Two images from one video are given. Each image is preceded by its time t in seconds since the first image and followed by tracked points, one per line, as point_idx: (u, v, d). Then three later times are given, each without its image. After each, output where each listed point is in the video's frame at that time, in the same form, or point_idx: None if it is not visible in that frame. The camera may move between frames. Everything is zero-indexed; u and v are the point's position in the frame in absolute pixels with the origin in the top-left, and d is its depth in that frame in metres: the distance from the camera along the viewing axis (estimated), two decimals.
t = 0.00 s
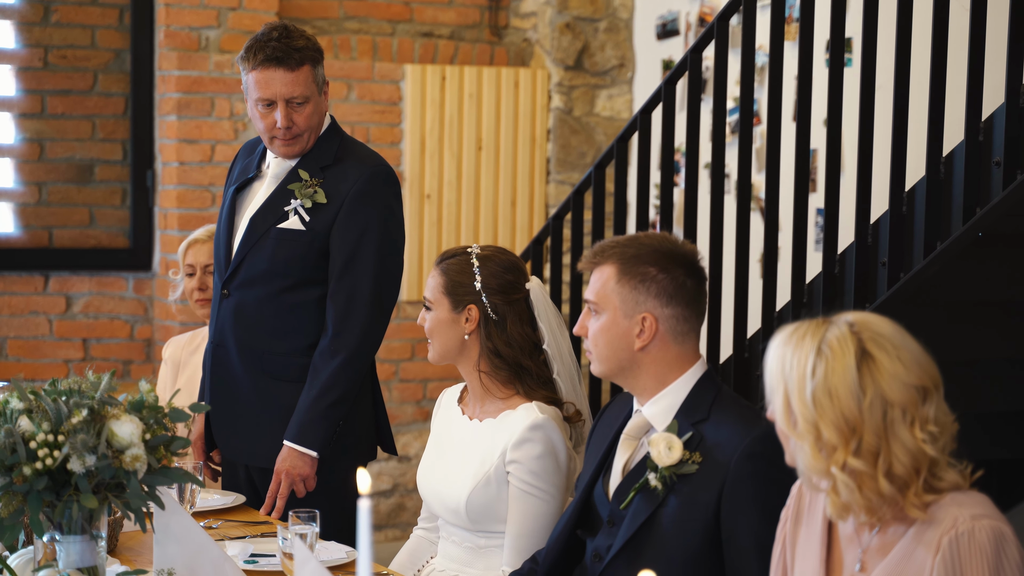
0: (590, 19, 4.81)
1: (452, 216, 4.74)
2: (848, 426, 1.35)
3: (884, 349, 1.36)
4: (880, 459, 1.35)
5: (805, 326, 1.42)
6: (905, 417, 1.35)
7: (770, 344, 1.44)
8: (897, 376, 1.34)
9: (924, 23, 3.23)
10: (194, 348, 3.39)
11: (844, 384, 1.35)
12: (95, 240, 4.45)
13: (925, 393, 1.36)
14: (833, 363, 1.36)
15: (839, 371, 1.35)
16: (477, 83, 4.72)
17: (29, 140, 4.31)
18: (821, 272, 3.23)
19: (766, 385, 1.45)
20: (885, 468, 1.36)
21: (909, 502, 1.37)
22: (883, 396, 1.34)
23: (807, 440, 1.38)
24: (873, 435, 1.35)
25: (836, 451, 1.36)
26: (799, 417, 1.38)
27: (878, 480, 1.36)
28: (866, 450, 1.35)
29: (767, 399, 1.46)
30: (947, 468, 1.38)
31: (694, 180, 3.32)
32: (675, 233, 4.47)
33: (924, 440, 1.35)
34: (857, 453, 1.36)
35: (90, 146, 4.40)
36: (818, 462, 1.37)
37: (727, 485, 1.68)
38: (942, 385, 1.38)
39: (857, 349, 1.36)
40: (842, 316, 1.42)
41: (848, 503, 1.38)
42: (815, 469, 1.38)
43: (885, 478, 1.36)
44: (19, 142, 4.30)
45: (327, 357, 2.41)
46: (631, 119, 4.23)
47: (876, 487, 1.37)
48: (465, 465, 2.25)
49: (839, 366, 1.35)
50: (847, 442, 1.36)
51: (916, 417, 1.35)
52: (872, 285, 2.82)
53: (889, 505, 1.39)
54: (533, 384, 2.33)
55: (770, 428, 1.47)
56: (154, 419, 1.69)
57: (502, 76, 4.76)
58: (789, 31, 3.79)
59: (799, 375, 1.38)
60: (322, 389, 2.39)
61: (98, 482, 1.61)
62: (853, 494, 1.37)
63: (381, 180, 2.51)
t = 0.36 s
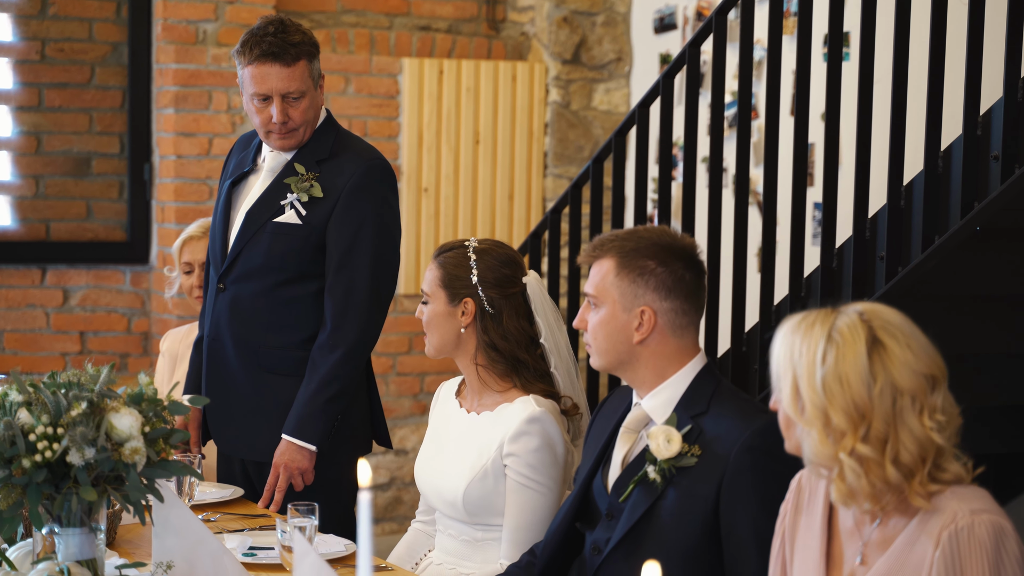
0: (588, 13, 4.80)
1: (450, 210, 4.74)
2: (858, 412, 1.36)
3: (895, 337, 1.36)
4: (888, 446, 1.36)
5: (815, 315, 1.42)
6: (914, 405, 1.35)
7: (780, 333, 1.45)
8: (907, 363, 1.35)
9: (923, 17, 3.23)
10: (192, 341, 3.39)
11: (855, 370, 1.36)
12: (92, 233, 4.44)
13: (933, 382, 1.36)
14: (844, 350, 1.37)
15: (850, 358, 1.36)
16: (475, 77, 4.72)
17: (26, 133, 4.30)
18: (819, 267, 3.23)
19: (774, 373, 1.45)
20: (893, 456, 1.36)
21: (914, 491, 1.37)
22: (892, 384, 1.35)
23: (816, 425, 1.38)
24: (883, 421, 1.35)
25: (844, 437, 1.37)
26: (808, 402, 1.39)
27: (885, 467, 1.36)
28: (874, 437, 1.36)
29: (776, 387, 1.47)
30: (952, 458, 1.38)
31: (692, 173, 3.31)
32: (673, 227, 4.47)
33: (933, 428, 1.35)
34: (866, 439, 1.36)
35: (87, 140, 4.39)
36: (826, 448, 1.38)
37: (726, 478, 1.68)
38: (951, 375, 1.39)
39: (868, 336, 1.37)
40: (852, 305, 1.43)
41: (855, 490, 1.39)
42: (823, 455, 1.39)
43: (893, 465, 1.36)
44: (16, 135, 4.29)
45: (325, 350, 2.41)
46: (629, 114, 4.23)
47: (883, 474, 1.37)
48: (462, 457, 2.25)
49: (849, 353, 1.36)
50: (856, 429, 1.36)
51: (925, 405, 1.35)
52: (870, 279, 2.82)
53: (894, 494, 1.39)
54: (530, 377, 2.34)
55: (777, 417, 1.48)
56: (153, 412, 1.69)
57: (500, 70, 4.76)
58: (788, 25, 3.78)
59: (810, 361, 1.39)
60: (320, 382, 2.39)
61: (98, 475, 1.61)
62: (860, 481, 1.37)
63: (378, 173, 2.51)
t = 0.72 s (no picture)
0: (585, 6, 4.80)
1: (447, 202, 4.73)
2: (878, 393, 1.37)
3: (921, 324, 1.37)
4: (906, 430, 1.37)
5: (838, 297, 1.43)
6: (933, 391, 1.36)
7: (801, 313, 1.45)
8: (933, 350, 1.36)
9: (920, 11, 3.24)
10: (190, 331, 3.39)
11: (880, 352, 1.37)
12: (89, 224, 4.43)
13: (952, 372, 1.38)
14: (869, 332, 1.38)
15: (876, 340, 1.37)
16: (473, 69, 4.72)
17: (24, 124, 4.29)
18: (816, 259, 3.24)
19: (793, 352, 1.46)
20: (910, 440, 1.37)
21: (925, 479, 1.38)
22: (916, 369, 1.36)
23: (835, 404, 1.39)
24: (904, 404, 1.36)
25: (863, 417, 1.38)
26: (830, 380, 1.39)
27: (902, 449, 1.37)
28: (893, 419, 1.37)
29: (792, 367, 1.48)
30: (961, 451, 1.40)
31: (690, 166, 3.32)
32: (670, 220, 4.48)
33: (950, 417, 1.36)
34: (885, 421, 1.37)
35: (84, 131, 4.38)
36: (844, 427, 1.39)
37: (725, 469, 1.68)
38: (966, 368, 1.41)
39: (895, 320, 1.38)
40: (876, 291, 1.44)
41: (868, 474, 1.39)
42: (840, 434, 1.39)
43: (909, 449, 1.37)
44: (13, 126, 4.28)
45: (322, 341, 2.41)
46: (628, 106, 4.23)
47: (899, 458, 1.38)
48: (459, 448, 2.25)
49: (875, 335, 1.37)
50: (876, 409, 1.37)
51: (944, 394, 1.37)
52: (868, 272, 2.82)
53: (903, 480, 1.40)
54: (526, 369, 2.34)
55: (791, 396, 1.48)
56: (152, 403, 1.68)
57: (497, 63, 4.76)
58: (784, 18, 3.79)
59: (834, 341, 1.39)
60: (317, 374, 2.39)
61: (97, 466, 1.61)
62: (876, 463, 1.38)
63: (374, 165, 2.51)
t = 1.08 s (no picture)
0: None
1: (446, 186, 4.72)
2: (874, 376, 1.37)
3: (921, 309, 1.37)
4: (901, 414, 1.37)
5: (843, 279, 1.43)
6: (931, 376, 1.36)
7: (805, 293, 1.46)
8: (932, 336, 1.36)
9: None
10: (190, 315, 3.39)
11: (877, 336, 1.37)
12: (88, 207, 4.42)
13: (954, 358, 1.37)
14: (869, 315, 1.38)
15: (874, 323, 1.37)
16: (472, 53, 4.70)
17: (22, 107, 4.28)
18: (816, 243, 3.24)
19: (795, 331, 1.46)
20: (904, 424, 1.37)
21: (921, 462, 1.38)
22: (914, 354, 1.36)
23: (831, 385, 1.40)
24: (899, 389, 1.36)
25: (858, 400, 1.38)
26: (827, 362, 1.40)
27: (896, 433, 1.38)
28: (888, 402, 1.37)
29: (794, 346, 1.48)
30: (960, 436, 1.39)
31: (691, 150, 3.31)
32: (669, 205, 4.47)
33: (947, 403, 1.36)
34: (879, 404, 1.37)
35: (83, 114, 4.36)
36: (839, 408, 1.40)
37: (726, 453, 1.69)
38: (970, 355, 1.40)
39: (895, 304, 1.37)
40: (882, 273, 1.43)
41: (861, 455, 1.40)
42: (835, 415, 1.40)
43: (903, 434, 1.37)
44: (11, 109, 4.27)
45: (322, 324, 2.41)
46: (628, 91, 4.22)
47: (893, 441, 1.38)
48: (460, 430, 2.26)
49: (874, 319, 1.37)
50: (871, 393, 1.38)
51: (941, 380, 1.36)
52: (869, 256, 2.82)
53: (901, 463, 1.41)
54: (526, 352, 2.34)
55: (792, 375, 1.49)
56: (154, 385, 1.68)
57: (497, 47, 4.74)
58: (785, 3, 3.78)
59: (833, 323, 1.39)
60: (317, 357, 2.39)
61: (99, 447, 1.61)
62: (870, 445, 1.39)
63: (373, 147, 2.50)
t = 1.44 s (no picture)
0: None
1: (446, 164, 4.71)
2: (879, 353, 1.37)
3: (927, 286, 1.37)
4: (905, 390, 1.37)
5: (847, 257, 1.42)
6: (935, 353, 1.36)
7: (809, 271, 1.45)
8: (937, 314, 1.36)
9: None
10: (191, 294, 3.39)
11: (882, 312, 1.36)
12: (88, 185, 4.41)
13: (958, 336, 1.37)
14: (874, 292, 1.37)
15: (879, 300, 1.37)
16: (472, 31, 4.67)
17: (21, 84, 4.26)
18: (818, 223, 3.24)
19: (799, 308, 1.46)
20: (908, 401, 1.37)
21: (925, 439, 1.39)
22: (919, 330, 1.36)
23: (835, 361, 1.39)
24: (903, 365, 1.36)
25: (863, 376, 1.38)
26: (831, 338, 1.40)
27: (900, 409, 1.37)
28: (892, 378, 1.37)
29: (798, 323, 1.48)
30: (963, 414, 1.39)
31: (692, 129, 3.30)
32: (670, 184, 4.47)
33: (951, 380, 1.36)
34: (884, 380, 1.37)
35: (82, 92, 4.34)
36: (843, 384, 1.39)
37: (729, 430, 1.69)
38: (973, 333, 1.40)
39: (901, 281, 1.37)
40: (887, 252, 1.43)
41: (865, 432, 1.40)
42: (839, 392, 1.40)
43: (907, 410, 1.37)
44: (10, 87, 4.25)
45: (325, 302, 2.41)
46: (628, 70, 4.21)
47: (897, 418, 1.38)
48: (462, 408, 2.26)
49: (879, 295, 1.37)
50: (875, 369, 1.37)
51: (946, 357, 1.36)
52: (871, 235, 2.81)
53: (905, 439, 1.41)
54: (529, 330, 2.33)
55: (796, 352, 1.49)
56: (158, 361, 1.68)
57: (498, 25, 4.71)
58: None
59: (838, 299, 1.39)
60: (320, 335, 2.39)
61: (103, 423, 1.60)
62: (873, 421, 1.39)
63: (378, 126, 2.49)
